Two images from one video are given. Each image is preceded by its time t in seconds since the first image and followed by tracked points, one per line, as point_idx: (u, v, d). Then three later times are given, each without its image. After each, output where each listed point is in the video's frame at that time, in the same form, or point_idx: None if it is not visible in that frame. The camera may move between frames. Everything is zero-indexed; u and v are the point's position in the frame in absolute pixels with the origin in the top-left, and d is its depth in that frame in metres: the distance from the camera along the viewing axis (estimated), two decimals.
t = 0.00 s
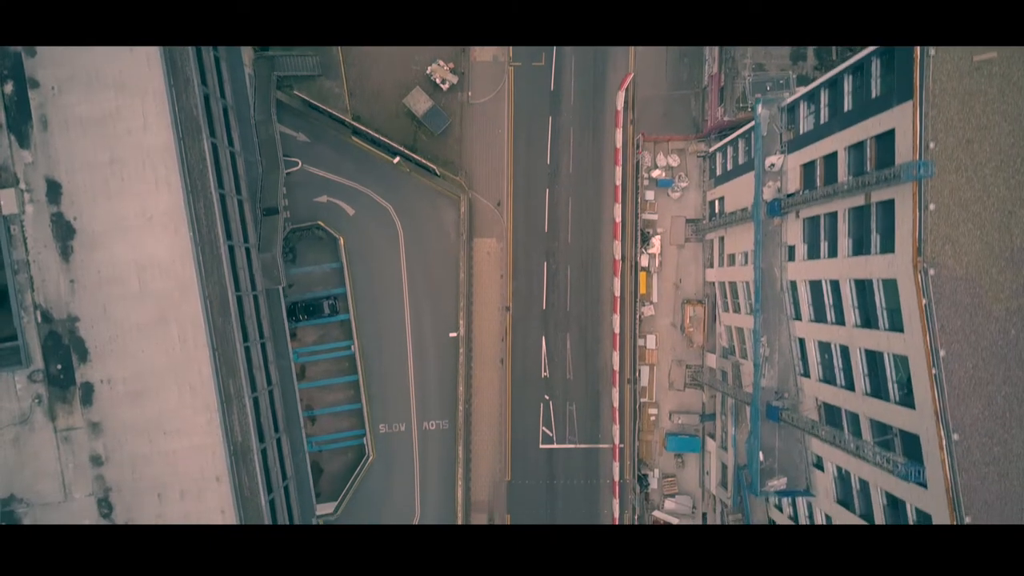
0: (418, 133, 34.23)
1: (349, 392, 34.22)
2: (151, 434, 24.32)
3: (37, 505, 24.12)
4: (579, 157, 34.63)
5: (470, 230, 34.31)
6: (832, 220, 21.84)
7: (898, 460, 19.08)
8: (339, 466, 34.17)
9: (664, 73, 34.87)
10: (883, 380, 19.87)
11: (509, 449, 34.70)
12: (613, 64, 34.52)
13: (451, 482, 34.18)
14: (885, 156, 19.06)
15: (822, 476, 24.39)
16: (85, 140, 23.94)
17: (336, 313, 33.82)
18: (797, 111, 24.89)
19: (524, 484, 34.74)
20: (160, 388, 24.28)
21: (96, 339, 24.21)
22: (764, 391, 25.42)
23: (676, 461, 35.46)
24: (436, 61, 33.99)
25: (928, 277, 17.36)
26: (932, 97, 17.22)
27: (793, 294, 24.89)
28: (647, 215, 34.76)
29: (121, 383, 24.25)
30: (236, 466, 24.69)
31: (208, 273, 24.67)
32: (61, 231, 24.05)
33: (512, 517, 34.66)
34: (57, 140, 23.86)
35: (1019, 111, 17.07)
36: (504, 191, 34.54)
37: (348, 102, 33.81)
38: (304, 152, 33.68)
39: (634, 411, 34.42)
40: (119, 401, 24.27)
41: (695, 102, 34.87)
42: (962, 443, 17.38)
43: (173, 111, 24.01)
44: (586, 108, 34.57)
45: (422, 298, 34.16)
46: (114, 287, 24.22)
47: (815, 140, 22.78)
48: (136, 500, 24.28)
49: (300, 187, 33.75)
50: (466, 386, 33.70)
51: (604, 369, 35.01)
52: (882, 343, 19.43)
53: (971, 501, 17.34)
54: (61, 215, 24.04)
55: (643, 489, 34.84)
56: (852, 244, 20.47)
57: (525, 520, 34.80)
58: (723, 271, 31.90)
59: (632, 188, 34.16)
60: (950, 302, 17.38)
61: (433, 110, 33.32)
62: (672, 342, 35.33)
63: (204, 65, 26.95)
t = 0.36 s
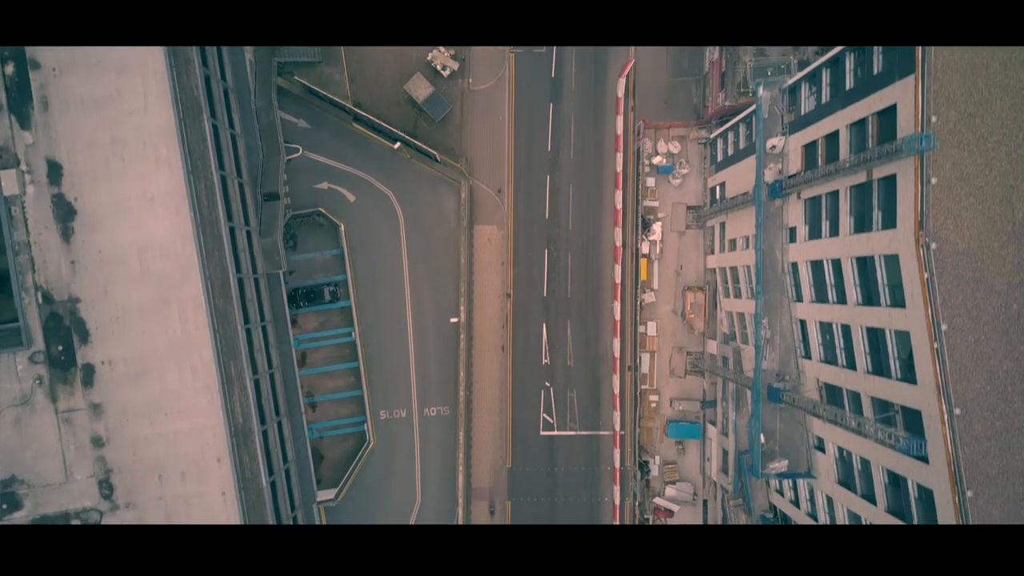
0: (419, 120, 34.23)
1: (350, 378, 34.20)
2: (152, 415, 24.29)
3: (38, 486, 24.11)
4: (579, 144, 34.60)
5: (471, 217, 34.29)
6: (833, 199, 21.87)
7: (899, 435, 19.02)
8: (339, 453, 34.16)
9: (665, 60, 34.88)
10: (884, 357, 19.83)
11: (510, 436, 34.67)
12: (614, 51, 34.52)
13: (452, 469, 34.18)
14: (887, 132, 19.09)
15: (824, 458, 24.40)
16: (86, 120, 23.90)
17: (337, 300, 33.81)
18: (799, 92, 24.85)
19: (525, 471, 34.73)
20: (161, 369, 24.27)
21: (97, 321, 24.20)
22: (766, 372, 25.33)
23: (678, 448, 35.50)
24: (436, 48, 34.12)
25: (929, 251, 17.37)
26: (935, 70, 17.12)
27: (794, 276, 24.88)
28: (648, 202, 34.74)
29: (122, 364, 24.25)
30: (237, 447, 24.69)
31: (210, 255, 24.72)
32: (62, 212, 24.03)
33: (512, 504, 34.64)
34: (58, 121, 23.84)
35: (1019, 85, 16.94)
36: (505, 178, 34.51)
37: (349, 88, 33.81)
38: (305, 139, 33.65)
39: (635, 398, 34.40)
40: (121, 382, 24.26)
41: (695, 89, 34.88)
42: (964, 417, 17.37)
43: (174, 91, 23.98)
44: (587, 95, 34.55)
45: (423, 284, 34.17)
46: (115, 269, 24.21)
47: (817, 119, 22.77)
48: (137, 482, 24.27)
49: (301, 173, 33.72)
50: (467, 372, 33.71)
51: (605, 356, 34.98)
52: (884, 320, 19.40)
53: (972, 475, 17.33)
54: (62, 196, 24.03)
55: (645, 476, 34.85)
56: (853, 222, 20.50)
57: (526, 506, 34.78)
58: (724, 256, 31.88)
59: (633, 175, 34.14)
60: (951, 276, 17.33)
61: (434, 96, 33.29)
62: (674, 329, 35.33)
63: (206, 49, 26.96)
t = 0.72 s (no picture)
0: (420, 107, 34.22)
1: (351, 365, 34.18)
2: (153, 397, 24.28)
3: (39, 468, 24.10)
4: (580, 131, 34.53)
5: (472, 204, 34.24)
6: (835, 179, 21.88)
7: (900, 409, 18.98)
8: (340, 440, 34.16)
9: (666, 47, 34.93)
10: (886, 335, 19.81)
11: (511, 424, 34.59)
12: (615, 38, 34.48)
13: (453, 456, 34.18)
14: (889, 109, 19.07)
15: (825, 440, 24.44)
16: (86, 102, 23.85)
17: (337, 287, 33.79)
18: (800, 75, 24.77)
19: (526, 458, 34.71)
20: (162, 351, 24.26)
21: (98, 303, 24.19)
22: (767, 355, 25.29)
23: (678, 435, 35.55)
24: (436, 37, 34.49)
25: (932, 227, 17.36)
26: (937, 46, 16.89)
27: (795, 259, 24.87)
28: (649, 189, 34.72)
29: (123, 346, 24.24)
30: (238, 429, 24.67)
31: (211, 238, 24.73)
32: (62, 194, 24.03)
33: (513, 491, 34.60)
34: (59, 103, 23.80)
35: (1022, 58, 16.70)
36: (506, 165, 34.46)
37: (350, 76, 33.80)
38: (306, 126, 33.62)
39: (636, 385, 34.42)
40: (122, 364, 24.25)
41: (697, 76, 34.94)
42: (966, 392, 17.41)
43: (176, 73, 23.93)
44: (588, 82, 34.48)
45: (424, 271, 34.16)
46: (116, 251, 24.20)
47: (818, 100, 22.77)
48: (138, 464, 24.27)
49: (302, 160, 33.70)
50: (468, 359, 33.69)
51: (606, 344, 34.93)
52: (885, 298, 19.41)
53: (974, 450, 17.33)
54: (62, 178, 24.03)
55: (645, 463, 34.89)
56: (854, 200, 20.54)
57: (526, 494, 34.75)
58: (726, 242, 31.85)
59: (635, 162, 34.12)
60: (954, 252, 17.26)
61: (435, 83, 33.33)
62: (675, 317, 35.33)
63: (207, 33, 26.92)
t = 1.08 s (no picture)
0: (421, 94, 34.23)
1: (352, 352, 34.16)
2: (154, 379, 24.26)
3: (40, 450, 24.08)
4: (581, 118, 34.47)
5: (473, 191, 34.21)
6: (836, 159, 21.90)
7: (901, 385, 19.00)
8: (340, 427, 34.13)
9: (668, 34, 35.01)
10: (887, 312, 19.80)
11: (511, 411, 34.54)
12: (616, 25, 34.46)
13: (454, 443, 34.14)
14: (890, 86, 19.05)
15: (825, 422, 24.47)
16: (85, 83, 23.79)
17: (338, 274, 33.82)
18: (801, 57, 24.61)
19: (527, 446, 34.68)
20: (162, 333, 24.24)
21: (99, 284, 24.18)
22: (768, 338, 25.31)
23: (679, 422, 35.56)
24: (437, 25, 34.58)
25: (934, 202, 17.34)
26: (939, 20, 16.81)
27: (796, 241, 24.87)
28: (650, 175, 34.73)
29: (124, 328, 24.23)
30: (239, 411, 24.64)
31: (212, 219, 24.73)
32: (63, 176, 24.02)
33: (514, 479, 34.57)
34: (59, 85, 23.78)
35: None
36: (506, 152, 34.44)
37: (351, 63, 33.79)
38: (306, 113, 33.59)
39: (636, 372, 34.39)
40: (123, 346, 24.24)
41: (698, 64, 35.05)
42: (968, 366, 17.38)
43: (176, 55, 23.91)
44: (588, 69, 34.42)
45: (424, 258, 34.16)
46: (117, 233, 24.18)
47: (820, 80, 22.75)
48: (138, 446, 24.25)
49: (302, 147, 33.68)
50: (468, 346, 33.68)
51: (606, 331, 34.89)
52: (886, 276, 19.43)
53: (976, 426, 17.32)
54: (63, 160, 24.01)
55: (646, 450, 34.88)
56: (856, 178, 20.56)
57: (527, 481, 34.70)
58: (726, 228, 31.83)
59: (636, 149, 34.12)
60: (956, 227, 17.19)
61: (435, 70, 33.35)
62: (676, 304, 35.34)
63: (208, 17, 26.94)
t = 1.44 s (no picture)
0: (421, 81, 34.22)
1: (352, 340, 34.10)
2: (155, 361, 24.21)
3: (41, 432, 24.05)
4: (582, 105, 34.43)
5: (473, 178, 34.19)
6: (837, 139, 21.90)
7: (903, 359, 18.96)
8: (340, 415, 34.00)
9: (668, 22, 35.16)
10: (888, 290, 19.80)
11: (512, 398, 34.53)
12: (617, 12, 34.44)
13: (454, 430, 34.10)
14: (892, 63, 19.06)
15: (826, 404, 24.47)
16: (85, 64, 23.71)
17: (339, 261, 33.80)
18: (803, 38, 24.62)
19: (527, 433, 34.68)
20: (162, 315, 24.19)
21: (100, 266, 24.14)
22: (768, 320, 25.28)
23: (680, 410, 35.57)
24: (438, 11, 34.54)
25: (934, 176, 17.39)
26: None
27: (797, 223, 24.85)
28: (650, 163, 34.74)
29: (124, 310, 24.20)
30: (240, 393, 24.61)
31: (212, 201, 24.69)
32: (64, 158, 23.99)
33: (514, 466, 34.56)
34: (60, 66, 23.74)
35: None
36: (507, 139, 34.43)
37: (351, 49, 33.76)
38: (307, 100, 33.54)
39: (637, 360, 34.36)
40: (123, 328, 24.21)
41: (698, 52, 35.23)
42: (969, 342, 17.43)
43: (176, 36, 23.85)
44: (589, 56, 34.37)
45: (425, 244, 34.16)
46: (117, 214, 24.15)
47: (821, 61, 22.74)
48: (139, 428, 24.21)
49: (303, 134, 33.65)
50: (468, 333, 33.68)
51: (607, 318, 34.87)
52: (886, 253, 19.45)
53: (977, 400, 17.33)
54: (64, 142, 23.99)
55: (646, 437, 34.86)
56: (857, 157, 20.54)
57: (527, 469, 34.71)
58: (727, 214, 31.86)
59: (636, 137, 34.12)
60: (957, 202, 17.19)
61: (435, 57, 33.27)
62: (676, 292, 35.32)
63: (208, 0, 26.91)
